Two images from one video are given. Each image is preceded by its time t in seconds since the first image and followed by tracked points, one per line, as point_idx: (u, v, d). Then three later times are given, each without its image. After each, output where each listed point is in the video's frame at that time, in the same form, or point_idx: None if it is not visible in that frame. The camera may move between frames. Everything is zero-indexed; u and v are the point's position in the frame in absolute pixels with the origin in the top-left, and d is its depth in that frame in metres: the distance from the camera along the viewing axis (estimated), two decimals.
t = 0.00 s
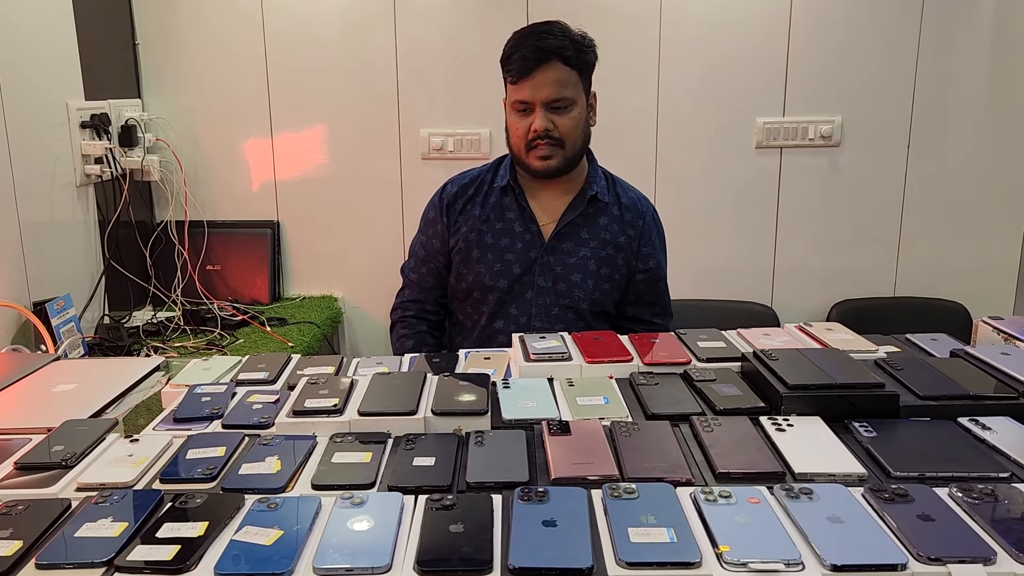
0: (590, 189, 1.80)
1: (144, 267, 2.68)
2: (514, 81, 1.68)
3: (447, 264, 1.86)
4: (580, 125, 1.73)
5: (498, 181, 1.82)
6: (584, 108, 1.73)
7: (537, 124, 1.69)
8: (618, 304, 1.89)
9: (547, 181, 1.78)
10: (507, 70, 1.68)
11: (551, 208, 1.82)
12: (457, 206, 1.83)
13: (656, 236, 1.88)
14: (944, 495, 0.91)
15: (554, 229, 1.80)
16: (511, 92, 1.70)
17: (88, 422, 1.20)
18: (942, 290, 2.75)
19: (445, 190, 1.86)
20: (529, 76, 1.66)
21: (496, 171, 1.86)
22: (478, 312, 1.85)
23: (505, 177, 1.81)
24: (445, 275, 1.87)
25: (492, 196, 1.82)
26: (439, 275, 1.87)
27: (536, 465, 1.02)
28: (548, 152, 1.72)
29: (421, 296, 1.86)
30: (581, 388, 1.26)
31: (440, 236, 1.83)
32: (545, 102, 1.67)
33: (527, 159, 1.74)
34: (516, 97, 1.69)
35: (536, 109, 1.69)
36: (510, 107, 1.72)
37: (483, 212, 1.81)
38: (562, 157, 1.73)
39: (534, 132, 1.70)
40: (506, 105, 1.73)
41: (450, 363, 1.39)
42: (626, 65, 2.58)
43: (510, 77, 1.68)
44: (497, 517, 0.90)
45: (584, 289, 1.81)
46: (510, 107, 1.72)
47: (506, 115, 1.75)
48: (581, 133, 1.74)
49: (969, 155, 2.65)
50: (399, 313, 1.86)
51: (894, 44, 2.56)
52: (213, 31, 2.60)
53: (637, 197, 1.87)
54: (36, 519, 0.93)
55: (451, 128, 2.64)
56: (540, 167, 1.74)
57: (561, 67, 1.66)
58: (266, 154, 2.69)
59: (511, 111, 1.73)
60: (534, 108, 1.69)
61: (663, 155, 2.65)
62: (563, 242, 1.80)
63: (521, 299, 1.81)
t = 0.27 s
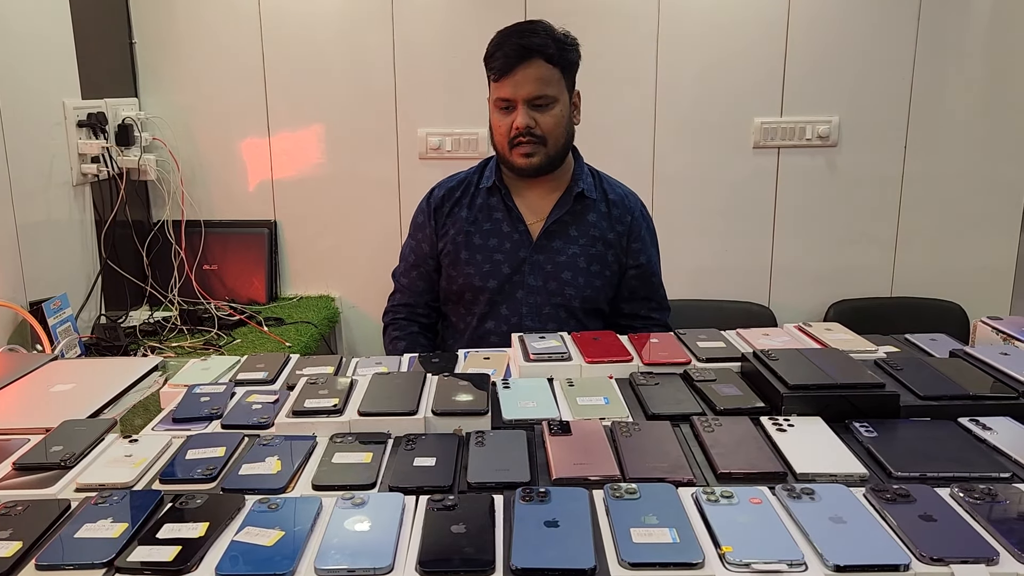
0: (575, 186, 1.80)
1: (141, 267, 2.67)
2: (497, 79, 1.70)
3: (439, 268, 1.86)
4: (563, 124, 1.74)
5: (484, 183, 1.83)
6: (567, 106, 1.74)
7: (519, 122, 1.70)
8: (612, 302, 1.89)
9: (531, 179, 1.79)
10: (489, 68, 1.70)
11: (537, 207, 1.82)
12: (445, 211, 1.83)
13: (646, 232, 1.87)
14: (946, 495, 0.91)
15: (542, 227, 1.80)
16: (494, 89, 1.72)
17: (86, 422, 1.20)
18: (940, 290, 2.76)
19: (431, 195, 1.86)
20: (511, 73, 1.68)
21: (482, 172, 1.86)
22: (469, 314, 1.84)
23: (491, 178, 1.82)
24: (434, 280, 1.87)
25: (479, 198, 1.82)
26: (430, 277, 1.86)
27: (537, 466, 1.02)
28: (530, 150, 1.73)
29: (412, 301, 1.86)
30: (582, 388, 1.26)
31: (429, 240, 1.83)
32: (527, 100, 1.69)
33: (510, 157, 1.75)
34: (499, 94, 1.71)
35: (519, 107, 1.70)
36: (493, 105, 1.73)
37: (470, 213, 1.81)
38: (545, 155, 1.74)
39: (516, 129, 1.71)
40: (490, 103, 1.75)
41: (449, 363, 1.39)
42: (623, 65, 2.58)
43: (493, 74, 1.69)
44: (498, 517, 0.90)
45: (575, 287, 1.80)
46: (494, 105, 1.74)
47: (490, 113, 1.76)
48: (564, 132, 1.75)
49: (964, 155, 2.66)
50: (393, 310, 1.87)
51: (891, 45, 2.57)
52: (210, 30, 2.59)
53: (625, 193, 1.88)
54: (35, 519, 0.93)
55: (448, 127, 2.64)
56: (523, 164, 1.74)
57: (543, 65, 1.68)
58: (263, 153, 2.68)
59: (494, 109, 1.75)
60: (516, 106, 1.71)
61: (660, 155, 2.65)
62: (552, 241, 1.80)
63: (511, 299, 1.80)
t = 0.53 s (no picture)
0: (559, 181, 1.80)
1: (139, 266, 2.66)
2: (489, 70, 1.70)
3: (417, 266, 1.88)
4: (550, 122, 1.75)
5: (467, 178, 1.82)
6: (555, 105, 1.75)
7: (507, 114, 1.70)
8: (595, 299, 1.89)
9: (514, 174, 1.78)
10: (482, 58, 1.70)
11: (520, 202, 1.81)
12: (423, 209, 1.83)
13: (630, 227, 1.87)
14: (950, 497, 0.91)
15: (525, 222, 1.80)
16: (484, 80, 1.72)
17: (86, 422, 1.19)
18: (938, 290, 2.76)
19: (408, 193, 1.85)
20: (503, 65, 1.68)
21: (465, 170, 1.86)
22: (449, 310, 1.84)
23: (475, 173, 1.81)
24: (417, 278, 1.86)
25: (461, 193, 1.82)
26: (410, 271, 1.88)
27: (540, 466, 1.02)
28: (515, 144, 1.73)
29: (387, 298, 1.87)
30: (583, 388, 1.26)
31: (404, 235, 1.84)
32: (517, 93, 1.69)
33: (495, 149, 1.75)
34: (489, 85, 1.71)
35: (508, 99, 1.70)
36: (482, 96, 1.73)
37: (452, 208, 1.81)
38: (529, 150, 1.74)
39: (503, 121, 1.71)
40: (479, 95, 1.75)
41: (450, 364, 1.39)
42: (623, 64, 2.58)
43: (485, 65, 1.70)
44: (502, 518, 0.90)
45: (557, 282, 1.79)
46: (484, 96, 1.74)
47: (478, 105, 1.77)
48: (551, 130, 1.76)
49: (963, 155, 2.66)
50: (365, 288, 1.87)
51: (891, 44, 2.57)
52: (209, 29, 2.58)
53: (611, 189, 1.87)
54: (36, 520, 0.92)
55: (447, 126, 2.63)
56: (507, 158, 1.74)
57: (535, 60, 1.69)
58: (261, 151, 2.67)
59: (484, 101, 1.74)
60: (505, 98, 1.71)
61: (659, 155, 2.65)
62: (533, 236, 1.79)
63: (492, 295, 1.80)
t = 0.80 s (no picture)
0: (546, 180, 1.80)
1: (140, 263, 2.66)
2: (483, 63, 1.68)
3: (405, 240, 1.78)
4: (543, 119, 1.73)
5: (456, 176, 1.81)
6: (549, 102, 1.73)
7: (500, 108, 1.68)
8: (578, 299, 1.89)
9: (504, 168, 1.76)
10: (478, 51, 1.68)
11: (509, 200, 1.81)
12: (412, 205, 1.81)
13: (618, 223, 1.87)
14: (957, 496, 0.91)
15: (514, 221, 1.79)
16: (478, 73, 1.69)
17: (89, 420, 1.19)
18: (939, 290, 2.76)
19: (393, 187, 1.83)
20: (499, 59, 1.66)
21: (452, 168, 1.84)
22: (428, 306, 1.82)
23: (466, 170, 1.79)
24: (406, 278, 1.83)
25: (450, 190, 1.80)
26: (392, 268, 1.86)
27: (545, 465, 1.02)
28: (506, 139, 1.70)
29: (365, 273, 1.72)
30: (587, 387, 1.25)
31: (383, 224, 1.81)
32: (511, 87, 1.67)
33: (485, 143, 1.72)
34: (483, 78, 1.68)
35: (501, 93, 1.68)
36: (475, 89, 1.71)
37: (441, 205, 1.79)
38: (520, 146, 1.72)
39: (496, 116, 1.68)
40: (473, 88, 1.73)
41: (453, 362, 1.38)
42: (624, 62, 2.57)
43: (480, 57, 1.68)
44: (509, 517, 0.90)
45: (545, 283, 1.80)
46: (476, 89, 1.71)
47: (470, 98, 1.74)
48: (543, 127, 1.74)
49: (964, 154, 2.66)
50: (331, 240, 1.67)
51: (893, 43, 2.57)
52: (210, 26, 2.58)
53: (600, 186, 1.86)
54: (41, 519, 0.92)
55: (448, 125, 2.63)
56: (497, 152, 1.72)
57: (532, 55, 1.67)
58: (262, 149, 2.67)
59: (476, 94, 1.72)
60: (499, 92, 1.68)
61: (660, 153, 2.65)
62: (521, 236, 1.80)
63: (480, 296, 1.79)
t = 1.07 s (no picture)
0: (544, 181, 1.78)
1: (143, 260, 2.66)
2: (482, 60, 1.63)
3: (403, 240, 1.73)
4: (543, 118, 1.69)
5: (456, 180, 1.76)
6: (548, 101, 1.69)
7: (499, 107, 1.63)
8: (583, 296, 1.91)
9: (501, 169, 1.72)
10: (476, 47, 1.63)
11: (510, 204, 1.78)
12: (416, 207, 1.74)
13: (617, 221, 1.88)
14: (966, 495, 0.92)
15: (517, 227, 1.78)
16: (477, 70, 1.65)
17: (97, 417, 1.19)
18: (940, 289, 2.76)
19: (392, 177, 1.74)
20: (499, 56, 1.61)
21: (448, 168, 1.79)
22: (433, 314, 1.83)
23: (467, 174, 1.75)
24: (410, 283, 1.81)
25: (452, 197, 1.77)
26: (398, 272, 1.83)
27: (554, 463, 1.02)
28: (505, 139, 1.66)
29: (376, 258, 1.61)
30: (593, 385, 1.26)
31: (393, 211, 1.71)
32: (511, 85, 1.62)
33: (483, 143, 1.68)
34: (482, 76, 1.64)
35: (501, 92, 1.63)
36: (473, 87, 1.66)
37: (447, 211, 1.75)
38: (519, 147, 1.68)
39: (495, 115, 1.64)
40: (470, 86, 1.68)
41: (459, 360, 1.39)
42: (627, 60, 2.57)
43: (479, 54, 1.63)
44: (518, 515, 0.90)
45: (551, 287, 1.82)
46: (474, 87, 1.66)
47: (467, 96, 1.69)
48: (542, 127, 1.69)
49: (967, 153, 2.66)
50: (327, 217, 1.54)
51: (896, 42, 2.57)
52: (212, 23, 2.57)
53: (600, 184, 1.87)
54: (51, 515, 0.93)
55: (451, 122, 2.63)
56: (495, 153, 1.67)
57: (532, 53, 1.63)
58: (264, 146, 2.67)
59: (473, 92, 1.67)
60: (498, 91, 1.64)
61: (662, 152, 2.65)
62: (524, 242, 1.79)
63: (484, 306, 1.79)
